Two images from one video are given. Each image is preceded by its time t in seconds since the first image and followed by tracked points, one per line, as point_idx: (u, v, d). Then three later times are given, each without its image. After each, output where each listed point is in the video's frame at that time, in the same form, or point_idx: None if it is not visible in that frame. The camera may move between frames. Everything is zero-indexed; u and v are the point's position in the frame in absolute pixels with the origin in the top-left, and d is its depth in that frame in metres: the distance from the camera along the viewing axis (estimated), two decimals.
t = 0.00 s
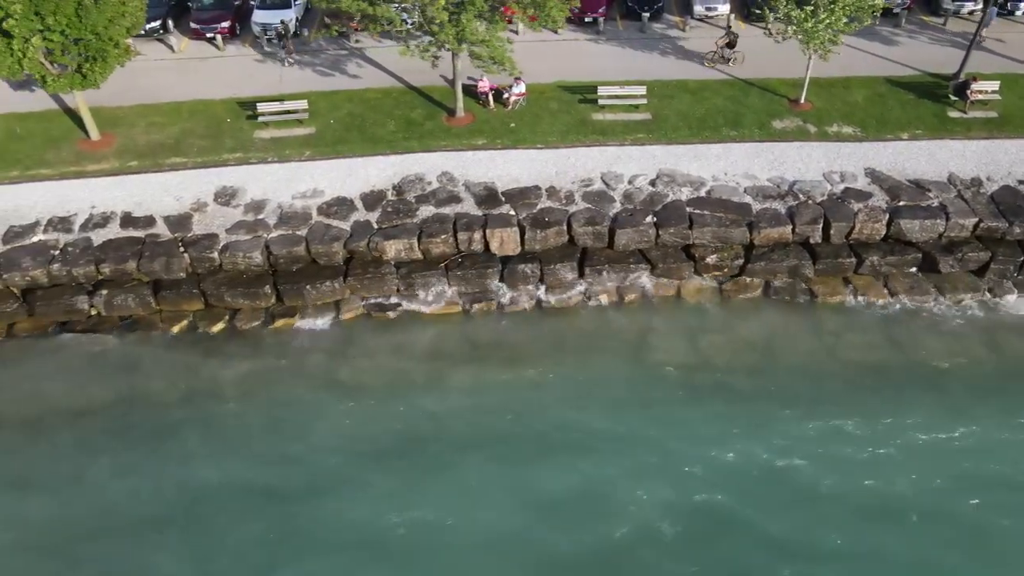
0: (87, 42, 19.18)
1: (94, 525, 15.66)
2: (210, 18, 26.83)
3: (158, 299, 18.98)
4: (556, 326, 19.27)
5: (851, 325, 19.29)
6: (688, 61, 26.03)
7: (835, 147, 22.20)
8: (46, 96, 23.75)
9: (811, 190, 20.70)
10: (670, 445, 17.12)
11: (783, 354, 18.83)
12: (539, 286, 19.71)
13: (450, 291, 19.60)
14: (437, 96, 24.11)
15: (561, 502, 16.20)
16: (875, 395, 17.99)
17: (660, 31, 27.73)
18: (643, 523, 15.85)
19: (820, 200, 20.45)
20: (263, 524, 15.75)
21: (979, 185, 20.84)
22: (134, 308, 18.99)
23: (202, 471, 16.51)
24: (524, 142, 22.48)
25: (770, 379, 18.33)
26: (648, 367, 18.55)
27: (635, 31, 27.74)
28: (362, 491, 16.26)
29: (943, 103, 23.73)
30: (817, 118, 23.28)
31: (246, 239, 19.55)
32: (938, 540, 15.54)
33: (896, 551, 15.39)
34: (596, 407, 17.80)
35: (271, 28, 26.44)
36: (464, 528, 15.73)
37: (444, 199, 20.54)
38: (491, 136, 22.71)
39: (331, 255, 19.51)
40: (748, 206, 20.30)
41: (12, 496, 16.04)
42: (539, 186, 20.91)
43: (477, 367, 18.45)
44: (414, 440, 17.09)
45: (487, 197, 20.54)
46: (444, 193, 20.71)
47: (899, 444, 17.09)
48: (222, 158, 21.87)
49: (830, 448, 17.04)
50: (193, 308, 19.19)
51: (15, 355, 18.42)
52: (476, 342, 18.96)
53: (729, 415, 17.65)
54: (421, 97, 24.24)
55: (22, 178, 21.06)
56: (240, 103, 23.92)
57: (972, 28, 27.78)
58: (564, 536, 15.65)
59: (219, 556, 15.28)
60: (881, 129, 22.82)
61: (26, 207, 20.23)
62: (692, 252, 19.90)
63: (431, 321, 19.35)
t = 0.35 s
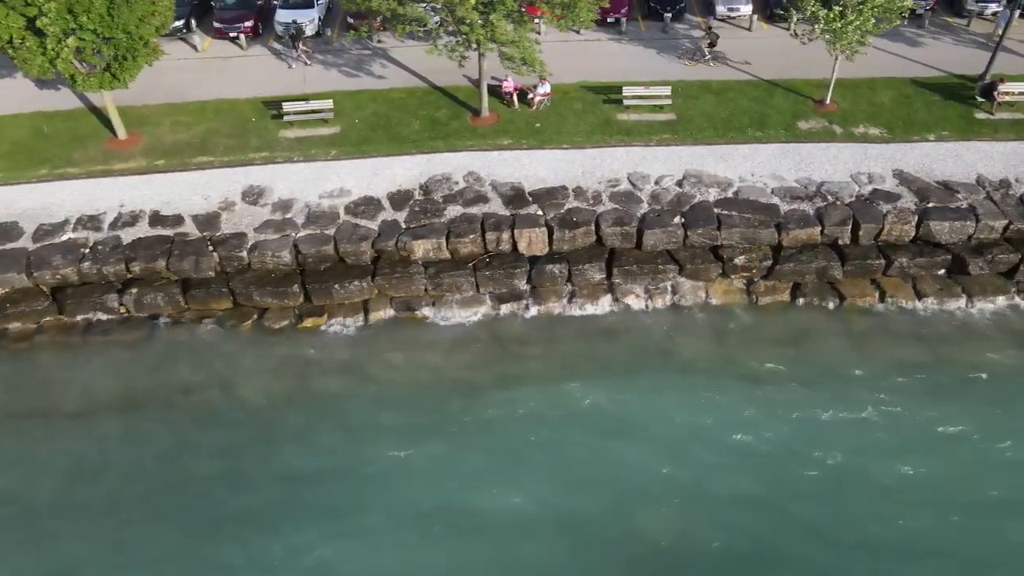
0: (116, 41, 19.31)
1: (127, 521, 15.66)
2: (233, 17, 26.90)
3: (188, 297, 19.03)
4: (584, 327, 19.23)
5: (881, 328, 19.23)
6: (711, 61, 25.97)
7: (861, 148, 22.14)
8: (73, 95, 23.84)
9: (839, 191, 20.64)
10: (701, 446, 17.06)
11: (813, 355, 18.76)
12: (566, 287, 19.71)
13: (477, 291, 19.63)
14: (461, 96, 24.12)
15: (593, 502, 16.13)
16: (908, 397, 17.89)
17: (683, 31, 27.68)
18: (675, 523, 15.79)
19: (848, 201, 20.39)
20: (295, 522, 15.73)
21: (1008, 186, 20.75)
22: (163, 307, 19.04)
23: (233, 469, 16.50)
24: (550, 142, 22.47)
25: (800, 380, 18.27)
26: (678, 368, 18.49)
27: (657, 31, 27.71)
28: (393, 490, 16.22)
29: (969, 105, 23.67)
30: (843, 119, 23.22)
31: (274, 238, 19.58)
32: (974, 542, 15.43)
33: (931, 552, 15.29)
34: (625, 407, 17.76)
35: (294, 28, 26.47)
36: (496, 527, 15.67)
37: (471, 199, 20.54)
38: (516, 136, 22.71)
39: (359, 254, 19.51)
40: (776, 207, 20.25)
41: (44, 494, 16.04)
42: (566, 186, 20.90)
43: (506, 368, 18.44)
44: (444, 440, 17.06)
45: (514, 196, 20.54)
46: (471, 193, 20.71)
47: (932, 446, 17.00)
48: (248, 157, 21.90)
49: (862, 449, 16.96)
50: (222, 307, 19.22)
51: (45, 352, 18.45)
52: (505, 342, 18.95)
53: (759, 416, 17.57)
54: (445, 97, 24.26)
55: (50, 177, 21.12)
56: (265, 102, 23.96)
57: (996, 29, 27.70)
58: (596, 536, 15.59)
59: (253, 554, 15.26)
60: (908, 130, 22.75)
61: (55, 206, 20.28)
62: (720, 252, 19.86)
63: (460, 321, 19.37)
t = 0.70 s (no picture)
0: (145, 42, 19.23)
1: (159, 521, 15.67)
2: (255, 17, 26.93)
3: (216, 297, 19.05)
4: (612, 328, 19.19)
5: (910, 329, 19.15)
6: (733, 62, 25.92)
7: (888, 149, 22.07)
8: (98, 95, 23.90)
9: (866, 192, 20.57)
10: (732, 447, 16.98)
11: (843, 355, 18.67)
12: (593, 288, 19.69)
13: (505, 291, 19.62)
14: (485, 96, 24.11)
15: (625, 502, 16.06)
16: (940, 398, 17.77)
17: (704, 32, 27.63)
18: (708, 524, 15.72)
19: (876, 202, 20.32)
20: (326, 521, 15.70)
21: None
22: (191, 306, 19.07)
23: (264, 469, 16.49)
24: (574, 142, 22.44)
25: (830, 381, 18.18)
26: (707, 369, 18.43)
27: (678, 31, 27.67)
28: (424, 490, 16.19)
29: (994, 106, 23.60)
30: (868, 120, 23.15)
31: (302, 238, 19.58)
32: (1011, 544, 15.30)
33: (968, 554, 15.17)
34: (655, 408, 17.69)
35: (316, 27, 26.50)
36: (527, 528, 15.64)
37: (498, 199, 20.53)
38: (541, 137, 22.69)
39: (386, 254, 19.51)
40: (803, 208, 20.19)
41: (78, 493, 16.06)
42: (592, 187, 20.87)
43: (534, 368, 18.41)
44: (474, 440, 17.02)
45: (540, 197, 20.52)
46: (498, 193, 20.69)
47: (966, 446, 16.87)
48: (273, 157, 21.91)
49: (895, 450, 16.85)
50: (250, 306, 19.23)
51: (75, 351, 18.48)
52: (532, 342, 18.96)
53: (789, 417, 17.49)
54: (468, 97, 24.25)
55: (77, 176, 21.14)
56: (288, 102, 23.98)
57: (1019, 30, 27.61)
58: (628, 537, 15.53)
59: (285, 554, 15.24)
60: (933, 131, 22.67)
61: (83, 205, 20.33)
62: (748, 253, 19.80)
63: (487, 321, 19.36)
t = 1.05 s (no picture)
0: (174, 41, 19.26)
1: (191, 520, 15.70)
2: (276, 16, 26.93)
3: (243, 296, 19.06)
4: (638, 329, 19.15)
5: (937, 331, 19.10)
6: (755, 62, 25.86)
7: (914, 150, 21.99)
8: (121, 94, 23.95)
9: (893, 193, 20.49)
10: (761, 448, 16.94)
11: (871, 357, 18.62)
12: (620, 288, 19.69)
13: (531, 291, 19.61)
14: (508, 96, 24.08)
15: (655, 504, 16.03)
16: (970, 400, 17.70)
17: (725, 32, 27.56)
18: (738, 526, 15.68)
19: (903, 203, 20.24)
20: (357, 522, 15.73)
21: None
22: (218, 305, 19.07)
23: (294, 469, 16.52)
24: (598, 143, 22.40)
25: (859, 383, 18.12)
26: (734, 370, 18.36)
27: (699, 31, 27.61)
28: (454, 491, 16.19)
29: (1019, 107, 23.50)
30: (892, 121, 23.08)
31: (329, 237, 19.54)
32: None
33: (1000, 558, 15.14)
34: (683, 409, 17.64)
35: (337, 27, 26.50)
36: (558, 530, 15.63)
37: (524, 199, 20.49)
38: (565, 136, 22.66)
39: (413, 254, 19.47)
40: (830, 209, 20.11)
41: (109, 492, 16.11)
42: (618, 187, 20.82)
43: (562, 369, 18.38)
44: (503, 441, 17.03)
45: (566, 197, 20.49)
46: (524, 193, 20.65)
47: (997, 449, 16.81)
48: (298, 157, 21.91)
49: (925, 453, 16.79)
50: (277, 305, 19.24)
51: (104, 351, 18.55)
52: (559, 343, 18.94)
53: (819, 419, 17.44)
54: (491, 96, 24.23)
55: (102, 175, 21.16)
56: (311, 102, 23.98)
57: None
58: (659, 539, 15.50)
59: (317, 555, 15.27)
60: (959, 132, 22.59)
61: (109, 204, 20.36)
62: (775, 254, 19.73)
63: (514, 322, 19.35)
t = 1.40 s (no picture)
0: (204, 40, 19.28)
1: (219, 519, 15.62)
2: (297, 16, 26.89)
3: (270, 296, 19.08)
4: (665, 329, 19.05)
5: (968, 331, 18.92)
6: (777, 63, 25.81)
7: (940, 151, 21.89)
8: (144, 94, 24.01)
9: (920, 194, 20.40)
10: (793, 449, 16.79)
11: (901, 357, 18.48)
12: (646, 289, 19.70)
13: (558, 292, 19.63)
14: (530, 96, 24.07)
15: (686, 504, 15.87)
16: (1004, 399, 17.48)
17: (746, 33, 27.52)
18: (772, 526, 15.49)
19: (930, 204, 20.16)
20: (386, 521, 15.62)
21: None
22: (245, 305, 19.10)
23: (322, 468, 16.43)
24: (623, 143, 22.36)
25: (890, 383, 17.95)
26: (763, 371, 18.24)
27: (720, 32, 27.58)
28: (483, 490, 16.08)
29: None
30: (917, 122, 22.99)
31: (355, 237, 19.54)
32: None
33: None
34: (713, 410, 17.54)
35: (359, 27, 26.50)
36: (589, 529, 15.48)
37: (549, 199, 20.47)
38: (588, 137, 22.63)
39: (439, 254, 19.45)
40: (857, 210, 20.03)
41: (137, 490, 16.03)
42: (643, 188, 20.78)
43: (590, 369, 18.27)
44: (532, 441, 16.94)
45: (592, 197, 20.44)
46: (549, 193, 20.63)
47: None
48: (322, 157, 21.90)
49: (959, 453, 16.59)
50: (304, 305, 19.24)
51: (131, 350, 18.58)
52: (586, 343, 18.84)
53: (850, 419, 17.28)
54: (513, 96, 24.22)
55: (127, 175, 21.18)
56: (333, 101, 24.00)
57: None
58: (692, 539, 15.31)
59: (347, 554, 15.16)
60: (984, 133, 22.49)
61: (134, 203, 20.38)
62: (802, 255, 19.67)
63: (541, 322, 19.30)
